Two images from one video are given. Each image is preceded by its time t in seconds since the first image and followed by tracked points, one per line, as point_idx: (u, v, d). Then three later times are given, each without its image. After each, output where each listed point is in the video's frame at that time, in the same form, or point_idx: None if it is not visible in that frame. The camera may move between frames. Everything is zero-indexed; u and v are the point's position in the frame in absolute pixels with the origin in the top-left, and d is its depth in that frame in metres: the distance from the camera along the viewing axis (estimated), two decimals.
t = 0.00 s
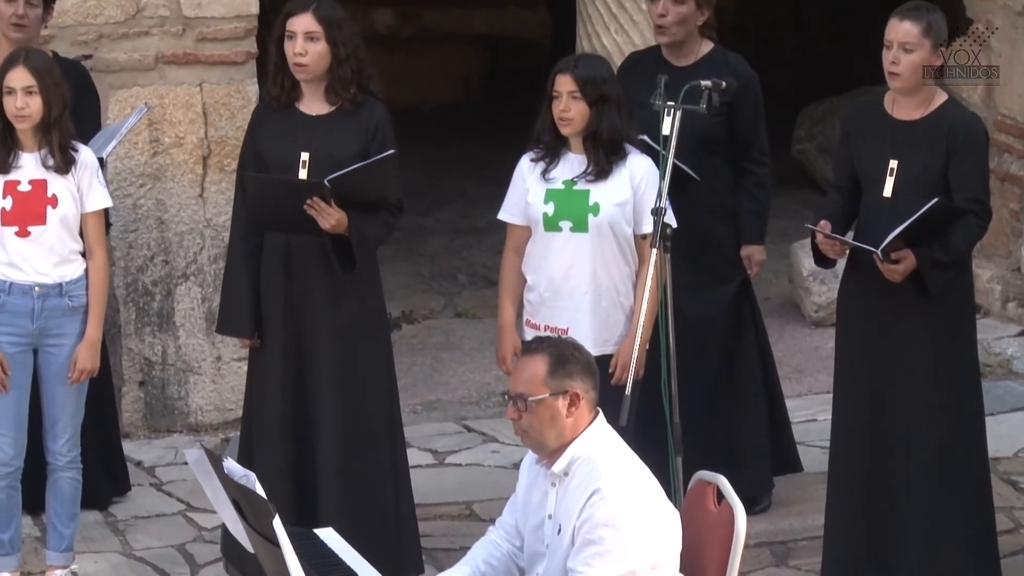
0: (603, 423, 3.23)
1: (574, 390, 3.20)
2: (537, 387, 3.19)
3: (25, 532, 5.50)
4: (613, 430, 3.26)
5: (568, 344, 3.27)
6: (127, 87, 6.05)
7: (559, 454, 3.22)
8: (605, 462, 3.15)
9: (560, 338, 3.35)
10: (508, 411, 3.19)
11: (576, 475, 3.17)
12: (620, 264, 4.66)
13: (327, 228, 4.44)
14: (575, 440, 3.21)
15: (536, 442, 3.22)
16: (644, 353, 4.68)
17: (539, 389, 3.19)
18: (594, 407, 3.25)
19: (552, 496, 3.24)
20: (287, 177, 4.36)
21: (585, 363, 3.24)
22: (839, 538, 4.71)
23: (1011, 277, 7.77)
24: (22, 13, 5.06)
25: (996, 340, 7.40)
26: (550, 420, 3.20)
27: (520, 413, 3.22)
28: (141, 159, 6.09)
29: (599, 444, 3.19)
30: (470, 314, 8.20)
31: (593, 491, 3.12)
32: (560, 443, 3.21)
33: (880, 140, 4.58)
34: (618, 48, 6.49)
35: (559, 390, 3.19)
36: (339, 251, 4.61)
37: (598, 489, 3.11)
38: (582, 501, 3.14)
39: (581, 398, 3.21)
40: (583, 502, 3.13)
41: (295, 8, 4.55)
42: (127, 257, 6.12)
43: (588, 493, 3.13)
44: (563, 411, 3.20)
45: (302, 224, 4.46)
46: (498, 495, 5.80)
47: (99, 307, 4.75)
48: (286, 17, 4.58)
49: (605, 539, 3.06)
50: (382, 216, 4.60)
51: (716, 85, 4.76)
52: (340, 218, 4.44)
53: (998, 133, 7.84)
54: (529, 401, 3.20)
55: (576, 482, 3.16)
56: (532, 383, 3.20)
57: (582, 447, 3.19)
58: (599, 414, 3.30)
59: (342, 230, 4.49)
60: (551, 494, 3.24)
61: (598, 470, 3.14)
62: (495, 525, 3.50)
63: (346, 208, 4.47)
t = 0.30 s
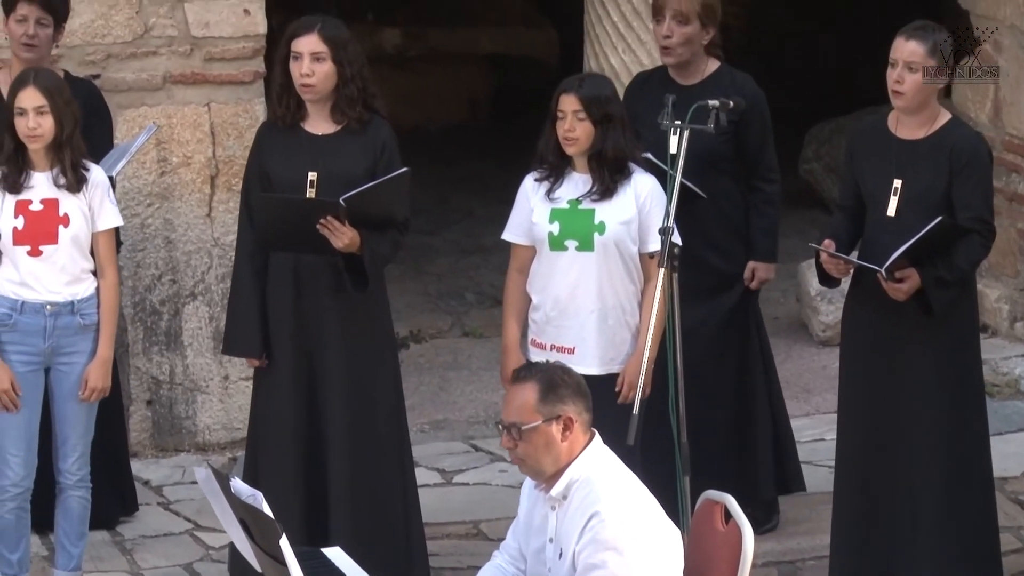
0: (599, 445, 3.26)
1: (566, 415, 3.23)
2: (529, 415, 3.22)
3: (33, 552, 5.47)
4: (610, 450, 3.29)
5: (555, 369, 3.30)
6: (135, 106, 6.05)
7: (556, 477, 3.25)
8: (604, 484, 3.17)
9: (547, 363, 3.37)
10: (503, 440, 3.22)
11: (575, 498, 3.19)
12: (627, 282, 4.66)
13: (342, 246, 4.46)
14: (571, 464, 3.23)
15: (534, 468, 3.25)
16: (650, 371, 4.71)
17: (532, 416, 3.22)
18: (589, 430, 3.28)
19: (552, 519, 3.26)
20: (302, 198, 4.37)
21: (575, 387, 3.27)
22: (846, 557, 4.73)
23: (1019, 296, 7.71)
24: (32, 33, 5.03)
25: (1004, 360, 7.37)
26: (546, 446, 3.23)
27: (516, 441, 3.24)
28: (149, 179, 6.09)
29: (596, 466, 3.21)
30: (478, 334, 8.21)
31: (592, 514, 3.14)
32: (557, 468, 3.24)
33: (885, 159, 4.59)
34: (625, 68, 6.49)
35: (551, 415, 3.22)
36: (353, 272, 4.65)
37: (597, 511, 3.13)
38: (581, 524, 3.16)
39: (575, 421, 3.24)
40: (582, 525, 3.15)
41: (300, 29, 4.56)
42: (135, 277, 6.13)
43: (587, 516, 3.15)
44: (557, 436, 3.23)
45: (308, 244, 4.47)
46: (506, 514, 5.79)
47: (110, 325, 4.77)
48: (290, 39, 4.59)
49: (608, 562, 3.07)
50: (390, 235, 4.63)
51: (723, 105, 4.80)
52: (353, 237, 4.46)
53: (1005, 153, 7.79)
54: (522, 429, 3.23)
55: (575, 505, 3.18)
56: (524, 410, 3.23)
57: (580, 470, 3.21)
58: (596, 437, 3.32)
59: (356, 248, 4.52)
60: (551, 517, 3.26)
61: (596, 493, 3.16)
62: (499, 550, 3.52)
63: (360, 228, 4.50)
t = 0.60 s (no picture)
0: (600, 466, 3.26)
1: (564, 438, 3.24)
2: (528, 439, 3.22)
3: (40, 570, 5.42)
4: (610, 470, 3.30)
5: (551, 393, 3.30)
6: (142, 125, 6.07)
7: (558, 500, 3.25)
8: (604, 507, 3.17)
9: (543, 385, 3.38)
10: (502, 465, 3.22)
11: (576, 520, 3.20)
12: (630, 301, 4.67)
13: (349, 266, 4.47)
14: (572, 486, 3.23)
15: (534, 492, 3.25)
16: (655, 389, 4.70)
17: (530, 440, 3.22)
18: (589, 451, 3.29)
19: (555, 541, 3.26)
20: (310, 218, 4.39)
21: (573, 410, 3.28)
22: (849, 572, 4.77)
23: None
24: (46, 52, 5.03)
25: (1011, 379, 7.35)
26: (545, 469, 3.23)
27: (515, 465, 3.24)
28: (156, 198, 6.11)
29: (596, 488, 3.22)
30: (484, 352, 8.21)
31: (593, 536, 3.14)
32: (558, 490, 3.24)
33: (886, 178, 4.61)
34: (631, 86, 6.48)
35: (549, 438, 3.23)
36: (361, 289, 4.67)
37: (598, 534, 3.13)
38: (583, 546, 3.16)
39: (573, 444, 3.25)
40: (584, 548, 3.15)
41: (303, 50, 4.59)
42: (141, 295, 6.15)
43: (588, 538, 3.15)
44: (557, 458, 3.24)
45: (313, 263, 4.49)
46: (512, 533, 5.79)
47: (122, 343, 4.79)
48: (294, 59, 4.62)
49: None
50: (395, 253, 4.65)
51: (730, 124, 4.80)
52: (361, 255, 4.47)
53: (1011, 172, 7.76)
54: (521, 453, 3.23)
55: (576, 527, 3.19)
56: (522, 435, 3.23)
57: (580, 491, 3.22)
58: (598, 457, 3.32)
59: (363, 266, 4.52)
60: (553, 537, 3.26)
61: (597, 515, 3.16)
62: (500, 566, 3.54)
63: (366, 245, 4.51)
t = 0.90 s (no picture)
0: (601, 487, 3.27)
1: (562, 465, 3.26)
2: (523, 467, 3.25)
3: None
4: (612, 489, 3.30)
5: (548, 419, 3.32)
6: (150, 141, 6.10)
7: (559, 524, 3.26)
8: (606, 527, 3.17)
9: (538, 410, 3.40)
10: (501, 495, 3.25)
11: (578, 541, 3.20)
12: (636, 316, 4.67)
13: (355, 280, 4.50)
14: (572, 509, 3.24)
15: (535, 518, 3.27)
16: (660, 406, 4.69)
17: (527, 469, 3.25)
18: (588, 472, 3.30)
19: (558, 562, 3.26)
20: (317, 232, 4.40)
21: (568, 435, 3.31)
22: None
23: None
24: (60, 67, 5.05)
25: (1019, 395, 7.33)
26: (544, 496, 3.25)
27: (514, 494, 3.27)
28: (163, 214, 6.13)
29: (597, 508, 3.22)
30: (491, 368, 8.21)
31: (595, 558, 3.14)
32: (558, 515, 3.26)
33: (889, 193, 4.62)
34: (639, 102, 6.51)
35: (546, 466, 3.25)
36: (365, 304, 4.69)
37: (600, 557, 3.12)
38: (585, 568, 3.15)
39: (571, 469, 3.27)
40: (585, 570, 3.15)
41: (308, 65, 4.60)
42: (148, 310, 6.17)
43: (590, 560, 3.15)
44: (554, 484, 3.26)
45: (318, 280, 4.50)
46: (519, 548, 5.79)
47: (134, 357, 4.82)
48: (299, 75, 4.63)
49: None
50: (399, 268, 4.67)
51: (737, 139, 4.80)
52: (367, 271, 4.50)
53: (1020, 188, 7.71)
54: (519, 482, 3.26)
55: (579, 548, 3.18)
56: (518, 464, 3.26)
57: (582, 512, 3.22)
58: (599, 478, 3.33)
59: (368, 282, 4.56)
60: (555, 557, 3.26)
61: (599, 536, 3.16)
62: None
63: (372, 261, 4.54)
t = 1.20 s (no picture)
0: (625, 495, 3.27)
1: (586, 474, 3.25)
2: (547, 479, 3.24)
3: None
4: (636, 497, 3.30)
5: (570, 428, 3.31)
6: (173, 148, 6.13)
7: (582, 533, 3.26)
8: (632, 535, 3.16)
9: (559, 419, 3.37)
10: (525, 504, 3.24)
11: (603, 548, 3.19)
12: (658, 324, 4.66)
13: (377, 290, 4.50)
14: (596, 517, 3.24)
15: (559, 527, 3.26)
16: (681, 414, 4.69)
17: (550, 479, 3.24)
18: (611, 480, 3.29)
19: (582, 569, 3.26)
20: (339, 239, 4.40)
21: (591, 444, 3.29)
22: None
23: None
24: (89, 76, 5.08)
25: None
26: (568, 505, 3.24)
27: (538, 503, 3.26)
28: (186, 221, 6.15)
29: (621, 516, 3.21)
30: (513, 375, 8.21)
31: (621, 566, 3.14)
32: (582, 523, 3.25)
33: (912, 202, 4.60)
34: (662, 111, 6.50)
35: (570, 476, 3.23)
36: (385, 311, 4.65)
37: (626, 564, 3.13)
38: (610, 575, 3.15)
39: (594, 479, 3.25)
40: None
41: (330, 73, 4.62)
42: (170, 318, 6.19)
43: (616, 568, 3.14)
44: (578, 494, 3.24)
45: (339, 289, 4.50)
46: (540, 556, 5.79)
47: (160, 364, 4.83)
48: (321, 83, 4.65)
49: None
50: (421, 277, 4.67)
51: (759, 148, 4.79)
52: (387, 281, 4.50)
53: None
54: (543, 492, 3.24)
55: (604, 556, 3.18)
56: (541, 474, 3.24)
57: (607, 519, 3.22)
58: (622, 486, 3.32)
59: (389, 291, 4.55)
60: (579, 564, 3.27)
61: (624, 544, 3.16)
62: None
63: (393, 270, 4.53)
